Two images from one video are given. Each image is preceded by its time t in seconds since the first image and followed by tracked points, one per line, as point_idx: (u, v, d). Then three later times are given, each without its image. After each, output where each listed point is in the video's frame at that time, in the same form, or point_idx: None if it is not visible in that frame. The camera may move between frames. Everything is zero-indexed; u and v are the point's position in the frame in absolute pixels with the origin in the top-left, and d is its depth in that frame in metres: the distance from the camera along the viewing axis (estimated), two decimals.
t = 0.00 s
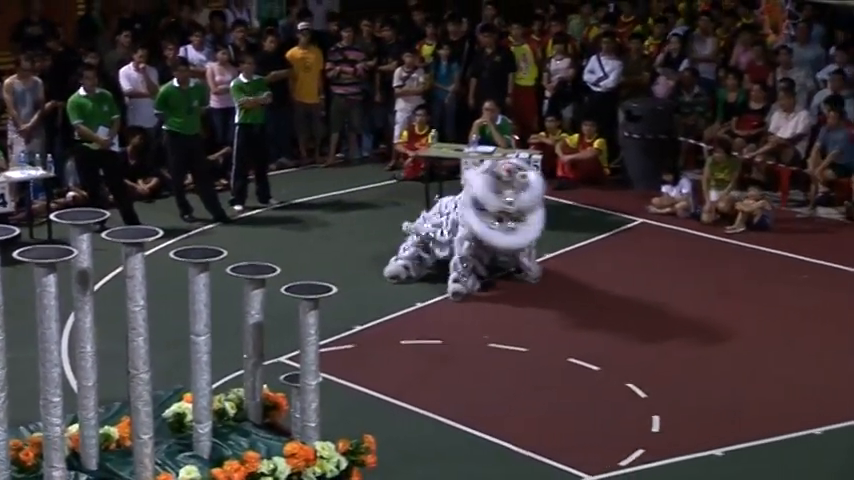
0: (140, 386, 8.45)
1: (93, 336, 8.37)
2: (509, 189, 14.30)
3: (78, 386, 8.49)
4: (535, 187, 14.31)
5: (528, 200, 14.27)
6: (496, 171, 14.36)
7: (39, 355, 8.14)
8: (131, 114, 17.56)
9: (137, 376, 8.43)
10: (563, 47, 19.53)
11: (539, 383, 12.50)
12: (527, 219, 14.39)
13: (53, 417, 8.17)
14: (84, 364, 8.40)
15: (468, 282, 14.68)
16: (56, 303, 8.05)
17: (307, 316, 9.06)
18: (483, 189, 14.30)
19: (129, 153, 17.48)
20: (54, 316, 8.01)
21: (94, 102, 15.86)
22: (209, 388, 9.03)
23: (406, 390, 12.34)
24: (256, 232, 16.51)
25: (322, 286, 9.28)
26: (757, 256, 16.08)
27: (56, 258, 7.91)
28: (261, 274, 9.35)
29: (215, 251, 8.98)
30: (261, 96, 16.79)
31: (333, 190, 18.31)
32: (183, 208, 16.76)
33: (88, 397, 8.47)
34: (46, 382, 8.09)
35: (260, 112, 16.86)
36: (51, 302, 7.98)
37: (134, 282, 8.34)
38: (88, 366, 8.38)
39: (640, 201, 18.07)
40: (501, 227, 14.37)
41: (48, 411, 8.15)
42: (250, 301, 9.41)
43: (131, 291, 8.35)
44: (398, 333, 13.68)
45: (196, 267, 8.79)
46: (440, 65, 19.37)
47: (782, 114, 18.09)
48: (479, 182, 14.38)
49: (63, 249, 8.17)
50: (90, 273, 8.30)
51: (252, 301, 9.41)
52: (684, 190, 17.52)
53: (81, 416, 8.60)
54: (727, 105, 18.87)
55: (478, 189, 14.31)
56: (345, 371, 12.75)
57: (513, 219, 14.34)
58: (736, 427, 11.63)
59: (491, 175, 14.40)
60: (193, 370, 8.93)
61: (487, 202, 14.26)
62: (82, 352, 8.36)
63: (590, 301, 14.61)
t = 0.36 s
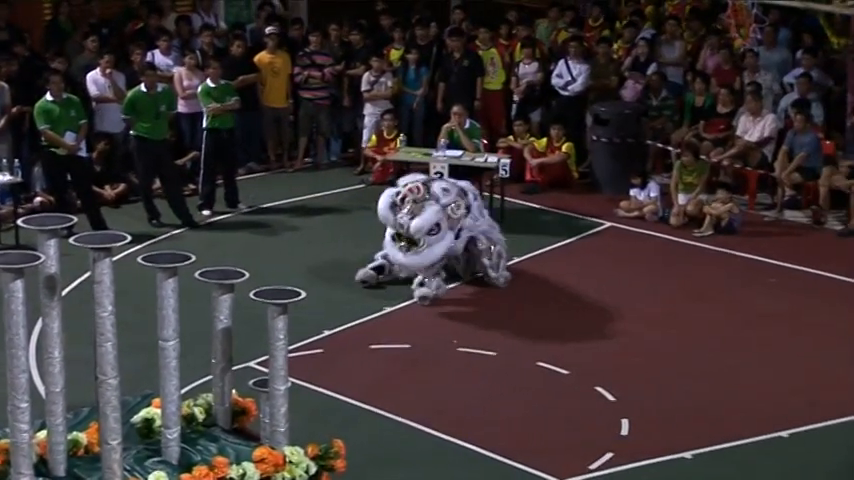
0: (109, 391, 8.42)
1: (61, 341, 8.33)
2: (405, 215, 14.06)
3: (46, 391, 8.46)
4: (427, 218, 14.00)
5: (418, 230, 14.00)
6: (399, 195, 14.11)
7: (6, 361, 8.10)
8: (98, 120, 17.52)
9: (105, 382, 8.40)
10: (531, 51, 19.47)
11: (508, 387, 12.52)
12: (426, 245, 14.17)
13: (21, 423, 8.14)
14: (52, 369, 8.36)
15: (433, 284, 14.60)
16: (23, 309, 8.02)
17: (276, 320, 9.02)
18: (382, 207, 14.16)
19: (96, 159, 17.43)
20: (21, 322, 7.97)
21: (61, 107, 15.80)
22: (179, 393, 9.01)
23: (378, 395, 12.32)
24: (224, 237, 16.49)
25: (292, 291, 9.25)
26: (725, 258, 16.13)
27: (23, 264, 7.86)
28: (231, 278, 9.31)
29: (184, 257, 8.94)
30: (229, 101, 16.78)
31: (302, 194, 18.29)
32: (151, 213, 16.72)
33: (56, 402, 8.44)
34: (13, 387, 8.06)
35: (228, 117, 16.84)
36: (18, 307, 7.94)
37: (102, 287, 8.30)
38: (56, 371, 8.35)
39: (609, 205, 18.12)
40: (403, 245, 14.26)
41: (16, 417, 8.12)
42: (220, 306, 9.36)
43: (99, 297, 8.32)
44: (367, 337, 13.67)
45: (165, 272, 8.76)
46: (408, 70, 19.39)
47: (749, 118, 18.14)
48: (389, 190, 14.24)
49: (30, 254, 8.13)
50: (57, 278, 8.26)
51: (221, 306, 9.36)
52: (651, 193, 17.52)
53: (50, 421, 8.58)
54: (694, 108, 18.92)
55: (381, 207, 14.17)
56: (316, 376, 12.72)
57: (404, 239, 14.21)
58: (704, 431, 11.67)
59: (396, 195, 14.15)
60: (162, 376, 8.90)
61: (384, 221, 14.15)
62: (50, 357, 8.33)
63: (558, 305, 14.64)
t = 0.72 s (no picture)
0: (96, 393, 8.40)
1: (49, 344, 8.32)
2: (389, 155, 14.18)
3: (33, 393, 8.44)
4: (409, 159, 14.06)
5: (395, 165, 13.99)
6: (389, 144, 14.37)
7: None
8: (84, 122, 17.51)
9: (92, 385, 8.39)
10: (518, 53, 19.53)
11: (496, 388, 12.53)
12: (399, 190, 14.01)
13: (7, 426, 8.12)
14: (39, 372, 8.35)
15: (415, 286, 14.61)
16: (10, 310, 7.99)
17: (263, 322, 9.01)
18: (369, 152, 14.32)
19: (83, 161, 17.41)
20: (8, 325, 7.94)
21: (48, 109, 15.78)
22: (166, 395, 9.00)
23: (366, 397, 12.30)
24: (212, 238, 16.48)
25: (279, 292, 9.25)
26: (711, 259, 16.16)
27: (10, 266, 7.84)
28: (218, 280, 9.29)
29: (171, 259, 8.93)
30: (217, 103, 16.77)
31: (289, 196, 18.29)
32: (138, 215, 16.71)
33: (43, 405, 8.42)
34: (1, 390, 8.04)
35: (215, 119, 16.83)
36: (5, 310, 7.91)
37: (89, 290, 8.29)
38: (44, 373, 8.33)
39: (596, 206, 18.14)
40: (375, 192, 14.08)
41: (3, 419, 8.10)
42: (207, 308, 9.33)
43: (86, 299, 8.30)
44: (355, 339, 13.67)
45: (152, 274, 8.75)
46: (395, 71, 19.44)
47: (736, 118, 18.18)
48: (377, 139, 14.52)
49: (18, 256, 8.10)
50: (44, 281, 8.24)
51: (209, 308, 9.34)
52: (639, 195, 17.54)
53: (37, 423, 8.56)
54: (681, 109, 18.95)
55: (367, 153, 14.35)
56: (303, 378, 12.71)
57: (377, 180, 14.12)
58: (692, 431, 11.69)
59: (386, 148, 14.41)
60: (149, 378, 8.89)
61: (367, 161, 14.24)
62: (38, 359, 8.31)
63: (544, 306, 14.66)
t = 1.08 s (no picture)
0: (95, 398, 8.40)
1: (48, 348, 8.31)
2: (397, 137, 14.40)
3: (32, 398, 8.43)
4: (417, 142, 14.25)
5: (402, 146, 14.19)
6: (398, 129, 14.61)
7: None
8: (84, 127, 17.53)
9: (92, 390, 8.38)
10: (517, 57, 19.55)
11: (495, 392, 12.53)
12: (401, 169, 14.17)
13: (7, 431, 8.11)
14: (38, 376, 8.33)
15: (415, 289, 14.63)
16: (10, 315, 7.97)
17: (262, 327, 9.01)
18: (377, 133, 14.56)
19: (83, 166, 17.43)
20: (7, 330, 7.93)
21: (47, 113, 15.78)
22: (165, 399, 8.99)
23: (366, 401, 12.31)
24: (211, 242, 16.49)
25: (278, 297, 9.25)
26: (710, 264, 16.17)
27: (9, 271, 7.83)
28: (217, 284, 9.29)
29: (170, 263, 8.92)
30: (216, 108, 16.77)
31: (288, 200, 18.30)
32: (137, 220, 16.73)
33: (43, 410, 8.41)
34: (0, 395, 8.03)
35: (214, 124, 16.83)
36: (5, 315, 7.90)
37: (89, 294, 8.28)
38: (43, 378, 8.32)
39: (595, 210, 18.15)
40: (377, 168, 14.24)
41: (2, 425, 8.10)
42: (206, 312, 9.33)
43: (86, 304, 8.29)
44: (354, 343, 13.67)
45: (152, 279, 8.74)
46: (395, 75, 19.44)
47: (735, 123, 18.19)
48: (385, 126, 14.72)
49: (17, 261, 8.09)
50: (43, 285, 8.23)
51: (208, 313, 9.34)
52: (638, 199, 17.56)
53: (36, 428, 8.55)
54: (680, 114, 18.94)
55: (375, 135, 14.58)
56: (302, 382, 12.71)
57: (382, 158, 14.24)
58: (692, 435, 11.70)
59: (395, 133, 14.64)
60: (148, 382, 8.89)
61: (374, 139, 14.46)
62: (37, 364, 8.30)
63: (543, 310, 14.66)
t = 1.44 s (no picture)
0: (96, 407, 8.39)
1: (49, 357, 8.30)
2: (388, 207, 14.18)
3: (33, 407, 8.42)
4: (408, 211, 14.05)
5: (397, 224, 14.06)
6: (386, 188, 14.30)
7: None
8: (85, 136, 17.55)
9: (93, 399, 8.37)
10: (518, 67, 19.56)
11: (495, 402, 12.52)
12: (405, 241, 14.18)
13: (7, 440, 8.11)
14: (39, 386, 8.32)
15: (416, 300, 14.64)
16: (10, 324, 7.96)
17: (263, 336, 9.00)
18: (367, 201, 14.32)
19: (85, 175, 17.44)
20: (8, 340, 7.92)
21: (48, 122, 15.78)
22: (166, 408, 8.98)
23: (366, 410, 12.30)
24: (212, 252, 16.49)
25: (278, 306, 9.24)
26: (710, 273, 16.16)
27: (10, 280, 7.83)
28: (219, 294, 9.28)
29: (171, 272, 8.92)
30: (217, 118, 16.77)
31: (289, 210, 18.30)
32: (138, 229, 16.73)
33: (43, 419, 8.40)
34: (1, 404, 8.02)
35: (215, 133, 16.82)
36: (6, 325, 7.90)
37: (89, 304, 8.27)
38: (44, 387, 8.31)
39: (596, 220, 18.15)
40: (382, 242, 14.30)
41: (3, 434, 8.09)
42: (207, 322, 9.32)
43: (86, 313, 8.29)
44: (354, 353, 13.67)
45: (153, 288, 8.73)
46: (395, 85, 19.45)
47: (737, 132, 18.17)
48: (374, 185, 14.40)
49: (18, 270, 8.09)
50: (44, 295, 8.23)
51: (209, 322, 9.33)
52: (639, 208, 17.56)
53: (36, 437, 8.53)
54: (681, 123, 18.95)
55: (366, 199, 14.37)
56: (303, 392, 12.71)
57: (385, 237, 14.22)
58: (692, 445, 11.68)
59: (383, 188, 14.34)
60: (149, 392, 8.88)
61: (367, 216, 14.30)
62: (38, 373, 8.30)
63: (543, 320, 14.65)
